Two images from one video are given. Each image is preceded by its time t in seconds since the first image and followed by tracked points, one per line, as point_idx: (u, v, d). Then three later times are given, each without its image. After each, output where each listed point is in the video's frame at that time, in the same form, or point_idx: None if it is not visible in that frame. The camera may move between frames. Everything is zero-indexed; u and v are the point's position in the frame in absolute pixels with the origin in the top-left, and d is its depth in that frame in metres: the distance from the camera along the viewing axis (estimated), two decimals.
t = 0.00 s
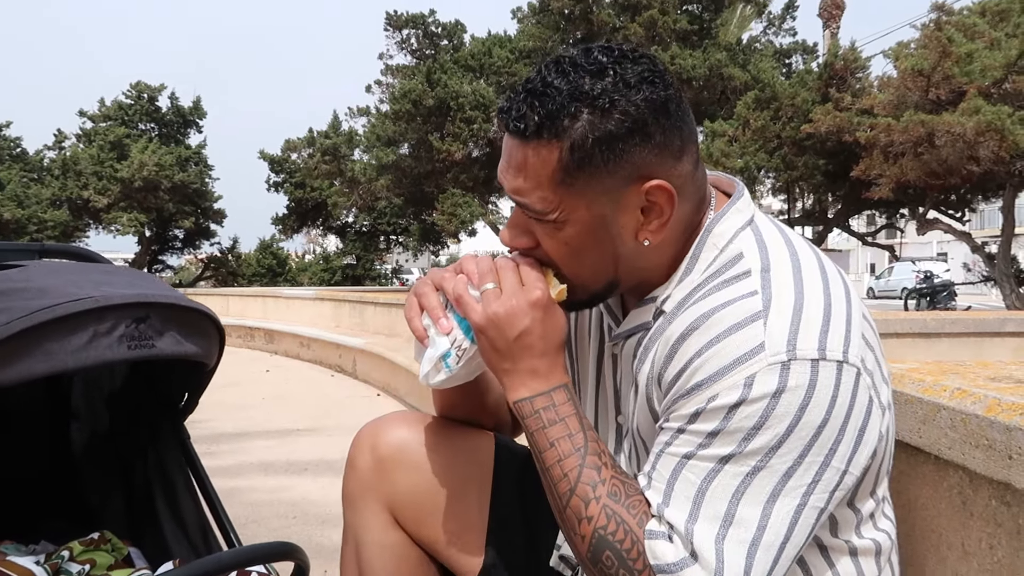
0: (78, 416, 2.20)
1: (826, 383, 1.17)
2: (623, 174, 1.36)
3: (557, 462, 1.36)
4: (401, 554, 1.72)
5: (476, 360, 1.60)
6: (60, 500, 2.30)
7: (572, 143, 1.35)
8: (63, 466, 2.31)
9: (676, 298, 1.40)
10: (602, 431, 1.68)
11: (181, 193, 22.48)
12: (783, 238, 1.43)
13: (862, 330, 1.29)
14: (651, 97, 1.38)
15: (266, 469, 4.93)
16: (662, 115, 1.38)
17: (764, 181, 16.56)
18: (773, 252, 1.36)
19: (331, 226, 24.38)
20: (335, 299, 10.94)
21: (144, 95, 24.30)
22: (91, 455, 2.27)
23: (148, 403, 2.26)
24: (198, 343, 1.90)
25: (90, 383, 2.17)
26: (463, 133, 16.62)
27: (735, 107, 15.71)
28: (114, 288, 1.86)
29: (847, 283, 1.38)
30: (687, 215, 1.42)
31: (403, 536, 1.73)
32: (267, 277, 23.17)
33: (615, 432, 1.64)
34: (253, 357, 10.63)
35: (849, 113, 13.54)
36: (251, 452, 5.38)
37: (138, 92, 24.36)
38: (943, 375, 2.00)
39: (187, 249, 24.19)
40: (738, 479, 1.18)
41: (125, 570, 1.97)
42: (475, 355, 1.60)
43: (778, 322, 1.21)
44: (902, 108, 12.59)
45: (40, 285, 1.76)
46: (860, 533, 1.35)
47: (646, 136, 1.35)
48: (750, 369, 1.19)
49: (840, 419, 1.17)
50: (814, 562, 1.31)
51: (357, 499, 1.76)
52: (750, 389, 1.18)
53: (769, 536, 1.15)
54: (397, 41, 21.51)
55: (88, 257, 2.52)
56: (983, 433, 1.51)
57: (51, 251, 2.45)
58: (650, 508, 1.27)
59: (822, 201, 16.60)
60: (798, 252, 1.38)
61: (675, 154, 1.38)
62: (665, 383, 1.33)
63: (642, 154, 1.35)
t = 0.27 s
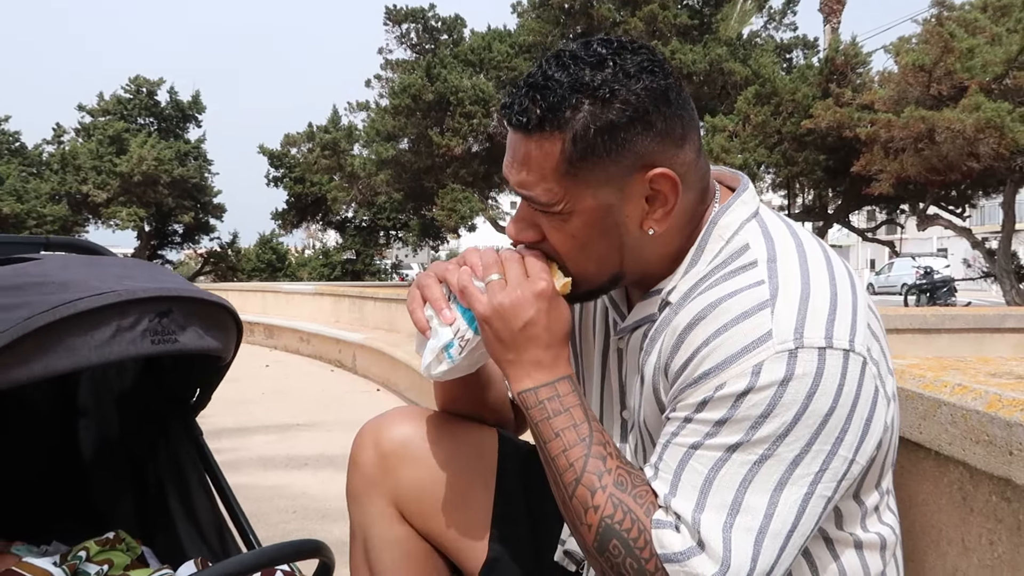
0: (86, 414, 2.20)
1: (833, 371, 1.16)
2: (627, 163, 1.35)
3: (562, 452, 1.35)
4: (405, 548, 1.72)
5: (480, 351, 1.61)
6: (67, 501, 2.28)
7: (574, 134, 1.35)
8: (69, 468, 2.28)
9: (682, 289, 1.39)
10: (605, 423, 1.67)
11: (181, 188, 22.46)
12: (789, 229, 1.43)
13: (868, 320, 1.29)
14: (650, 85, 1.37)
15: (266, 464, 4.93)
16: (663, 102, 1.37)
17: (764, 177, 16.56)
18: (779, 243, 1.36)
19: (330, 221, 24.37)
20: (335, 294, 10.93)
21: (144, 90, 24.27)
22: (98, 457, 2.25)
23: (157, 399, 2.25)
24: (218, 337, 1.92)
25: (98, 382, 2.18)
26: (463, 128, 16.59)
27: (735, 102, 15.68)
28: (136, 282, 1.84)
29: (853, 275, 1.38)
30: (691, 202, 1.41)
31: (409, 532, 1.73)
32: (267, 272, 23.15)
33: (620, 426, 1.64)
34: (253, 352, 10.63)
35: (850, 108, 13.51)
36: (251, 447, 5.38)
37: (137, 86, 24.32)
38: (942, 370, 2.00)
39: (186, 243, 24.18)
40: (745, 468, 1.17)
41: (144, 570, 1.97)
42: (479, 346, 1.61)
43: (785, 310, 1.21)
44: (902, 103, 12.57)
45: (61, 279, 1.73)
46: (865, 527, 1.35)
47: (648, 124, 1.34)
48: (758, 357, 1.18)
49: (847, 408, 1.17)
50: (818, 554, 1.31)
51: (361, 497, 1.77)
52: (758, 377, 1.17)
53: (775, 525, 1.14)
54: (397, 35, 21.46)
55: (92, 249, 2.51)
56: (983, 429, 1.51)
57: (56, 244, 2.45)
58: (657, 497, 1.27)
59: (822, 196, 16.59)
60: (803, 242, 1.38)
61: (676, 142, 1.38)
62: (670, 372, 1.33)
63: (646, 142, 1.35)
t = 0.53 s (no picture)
0: (83, 415, 2.19)
1: (827, 375, 1.17)
2: (619, 163, 1.35)
3: (554, 457, 1.35)
4: (400, 548, 1.72)
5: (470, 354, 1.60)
6: (63, 502, 2.27)
7: (565, 135, 1.35)
8: (65, 467, 2.27)
9: (676, 292, 1.40)
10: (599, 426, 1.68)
11: (180, 188, 22.46)
12: (784, 231, 1.43)
13: (862, 322, 1.29)
14: (641, 84, 1.38)
15: (265, 465, 4.94)
16: (653, 102, 1.38)
17: (763, 176, 16.57)
18: (774, 245, 1.37)
19: (330, 221, 24.38)
20: (334, 294, 10.94)
21: (143, 90, 24.26)
22: (95, 457, 2.24)
23: (155, 401, 2.27)
24: (212, 338, 1.92)
25: (95, 382, 2.17)
26: (462, 128, 16.61)
27: (733, 101, 15.69)
28: (132, 283, 1.84)
29: (848, 275, 1.38)
30: (684, 202, 1.42)
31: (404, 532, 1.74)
32: (266, 272, 23.14)
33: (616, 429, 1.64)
34: (252, 353, 10.63)
35: (848, 107, 13.53)
36: (250, 447, 5.38)
37: (136, 86, 24.31)
38: (938, 369, 2.00)
39: (186, 244, 24.16)
40: (740, 472, 1.17)
41: (140, 571, 1.99)
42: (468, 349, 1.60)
43: (779, 314, 1.21)
44: (900, 102, 12.58)
45: (56, 280, 1.72)
46: (863, 527, 1.36)
47: (640, 124, 1.35)
48: (752, 362, 1.19)
49: (841, 412, 1.17)
50: (816, 556, 1.31)
51: (357, 496, 1.77)
52: (752, 382, 1.17)
53: (770, 528, 1.15)
54: (396, 35, 21.47)
55: (89, 251, 2.51)
56: (978, 428, 1.51)
57: (52, 245, 2.45)
58: (651, 502, 1.27)
59: (820, 195, 16.60)
60: (798, 244, 1.38)
61: (668, 143, 1.38)
62: (665, 376, 1.33)
63: (638, 142, 1.35)
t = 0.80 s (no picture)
0: (72, 407, 2.22)
1: (830, 377, 1.17)
2: (619, 163, 1.36)
3: (552, 461, 1.35)
4: (392, 550, 1.72)
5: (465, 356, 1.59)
6: (54, 490, 2.29)
7: (564, 133, 1.35)
8: (58, 455, 2.30)
9: (677, 293, 1.40)
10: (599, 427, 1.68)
11: (179, 185, 22.43)
12: (784, 230, 1.44)
13: (864, 322, 1.29)
14: (641, 82, 1.38)
15: (264, 462, 4.94)
16: (653, 100, 1.37)
17: (762, 174, 16.58)
18: (775, 246, 1.37)
19: (329, 218, 24.36)
20: (332, 291, 10.94)
21: (141, 87, 24.21)
22: (83, 442, 2.25)
23: (139, 395, 2.23)
24: (179, 335, 1.92)
25: (83, 373, 2.19)
26: (461, 125, 16.59)
27: (733, 98, 15.69)
28: (97, 279, 1.86)
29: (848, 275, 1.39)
30: (684, 200, 1.42)
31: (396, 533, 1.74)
32: (265, 269, 23.13)
33: (616, 428, 1.64)
34: (251, 349, 10.63)
35: (847, 104, 13.53)
36: (249, 444, 5.38)
37: (135, 83, 24.26)
38: (938, 366, 2.01)
39: (185, 241, 24.13)
40: (741, 475, 1.18)
41: (110, 559, 1.99)
42: (463, 352, 1.60)
43: (781, 316, 1.21)
44: (900, 99, 12.57)
45: (21, 278, 1.76)
46: (863, 526, 1.36)
47: (640, 123, 1.35)
48: (754, 365, 1.19)
49: (844, 414, 1.18)
50: (817, 556, 1.31)
51: (351, 494, 1.77)
52: (754, 385, 1.18)
53: (771, 531, 1.15)
54: (395, 32, 21.44)
55: (83, 250, 2.52)
56: (978, 425, 1.52)
57: (45, 243, 2.45)
58: (651, 505, 1.27)
59: (820, 193, 16.59)
60: (799, 244, 1.38)
61: (668, 141, 1.38)
62: (666, 378, 1.33)
63: (638, 141, 1.35)
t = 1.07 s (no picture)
0: (66, 405, 2.25)
1: (831, 376, 1.18)
2: (621, 162, 1.37)
3: (550, 461, 1.36)
4: (385, 550, 1.72)
5: (460, 356, 1.60)
6: (47, 487, 2.29)
7: (567, 131, 1.36)
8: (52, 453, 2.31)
9: (678, 291, 1.40)
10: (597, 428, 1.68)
11: (179, 184, 22.42)
12: (784, 230, 1.44)
13: (864, 321, 1.30)
14: (646, 82, 1.39)
15: (264, 460, 4.94)
16: (656, 100, 1.38)
17: (762, 173, 16.60)
18: (775, 244, 1.37)
19: (329, 217, 24.36)
20: (332, 290, 10.95)
21: (141, 86, 24.20)
22: (78, 439, 2.28)
23: (135, 395, 2.27)
24: (174, 334, 1.91)
25: (77, 373, 2.23)
26: (461, 124, 16.61)
27: (733, 97, 15.70)
28: (91, 278, 1.87)
29: (848, 274, 1.40)
30: (684, 199, 1.43)
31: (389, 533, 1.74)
32: (265, 269, 23.15)
33: (615, 427, 1.64)
34: (251, 349, 10.63)
35: (848, 104, 13.54)
36: (250, 443, 5.38)
37: (135, 82, 24.25)
38: (937, 365, 2.02)
39: (185, 240, 24.12)
40: (741, 473, 1.19)
41: (105, 555, 1.98)
42: (459, 351, 1.60)
43: (782, 315, 1.22)
44: (900, 99, 12.57)
45: (16, 278, 1.78)
46: (861, 524, 1.37)
47: (642, 123, 1.36)
48: (755, 363, 1.19)
49: (843, 413, 1.19)
50: (816, 555, 1.32)
51: (346, 494, 1.76)
52: (756, 383, 1.18)
53: (771, 529, 1.16)
54: (394, 31, 21.45)
55: (79, 251, 2.53)
56: (978, 424, 1.52)
57: (40, 243, 2.45)
58: (650, 503, 1.28)
59: (820, 192, 16.59)
60: (800, 244, 1.39)
61: (670, 141, 1.39)
62: (666, 376, 1.34)
63: (639, 141, 1.36)
